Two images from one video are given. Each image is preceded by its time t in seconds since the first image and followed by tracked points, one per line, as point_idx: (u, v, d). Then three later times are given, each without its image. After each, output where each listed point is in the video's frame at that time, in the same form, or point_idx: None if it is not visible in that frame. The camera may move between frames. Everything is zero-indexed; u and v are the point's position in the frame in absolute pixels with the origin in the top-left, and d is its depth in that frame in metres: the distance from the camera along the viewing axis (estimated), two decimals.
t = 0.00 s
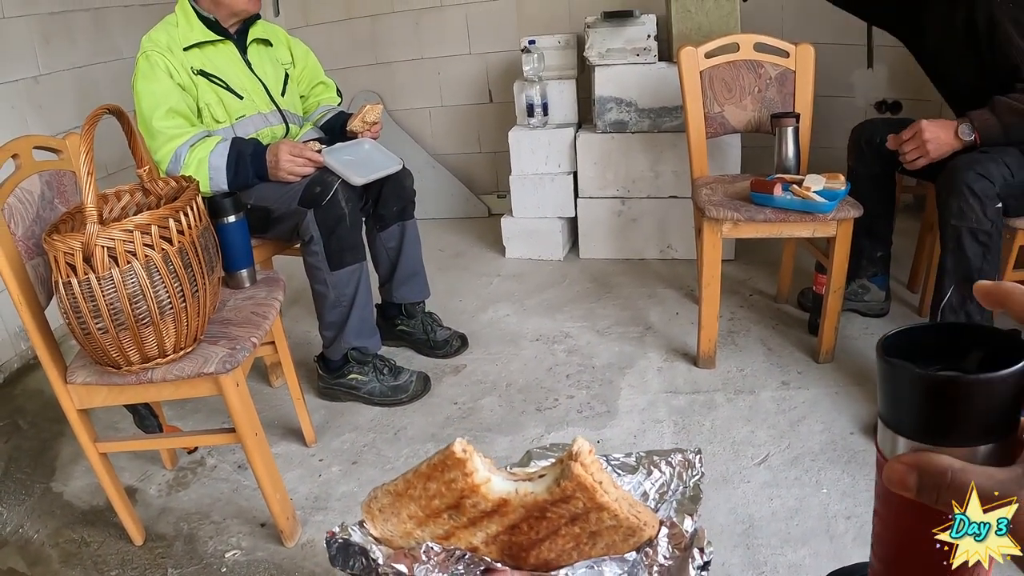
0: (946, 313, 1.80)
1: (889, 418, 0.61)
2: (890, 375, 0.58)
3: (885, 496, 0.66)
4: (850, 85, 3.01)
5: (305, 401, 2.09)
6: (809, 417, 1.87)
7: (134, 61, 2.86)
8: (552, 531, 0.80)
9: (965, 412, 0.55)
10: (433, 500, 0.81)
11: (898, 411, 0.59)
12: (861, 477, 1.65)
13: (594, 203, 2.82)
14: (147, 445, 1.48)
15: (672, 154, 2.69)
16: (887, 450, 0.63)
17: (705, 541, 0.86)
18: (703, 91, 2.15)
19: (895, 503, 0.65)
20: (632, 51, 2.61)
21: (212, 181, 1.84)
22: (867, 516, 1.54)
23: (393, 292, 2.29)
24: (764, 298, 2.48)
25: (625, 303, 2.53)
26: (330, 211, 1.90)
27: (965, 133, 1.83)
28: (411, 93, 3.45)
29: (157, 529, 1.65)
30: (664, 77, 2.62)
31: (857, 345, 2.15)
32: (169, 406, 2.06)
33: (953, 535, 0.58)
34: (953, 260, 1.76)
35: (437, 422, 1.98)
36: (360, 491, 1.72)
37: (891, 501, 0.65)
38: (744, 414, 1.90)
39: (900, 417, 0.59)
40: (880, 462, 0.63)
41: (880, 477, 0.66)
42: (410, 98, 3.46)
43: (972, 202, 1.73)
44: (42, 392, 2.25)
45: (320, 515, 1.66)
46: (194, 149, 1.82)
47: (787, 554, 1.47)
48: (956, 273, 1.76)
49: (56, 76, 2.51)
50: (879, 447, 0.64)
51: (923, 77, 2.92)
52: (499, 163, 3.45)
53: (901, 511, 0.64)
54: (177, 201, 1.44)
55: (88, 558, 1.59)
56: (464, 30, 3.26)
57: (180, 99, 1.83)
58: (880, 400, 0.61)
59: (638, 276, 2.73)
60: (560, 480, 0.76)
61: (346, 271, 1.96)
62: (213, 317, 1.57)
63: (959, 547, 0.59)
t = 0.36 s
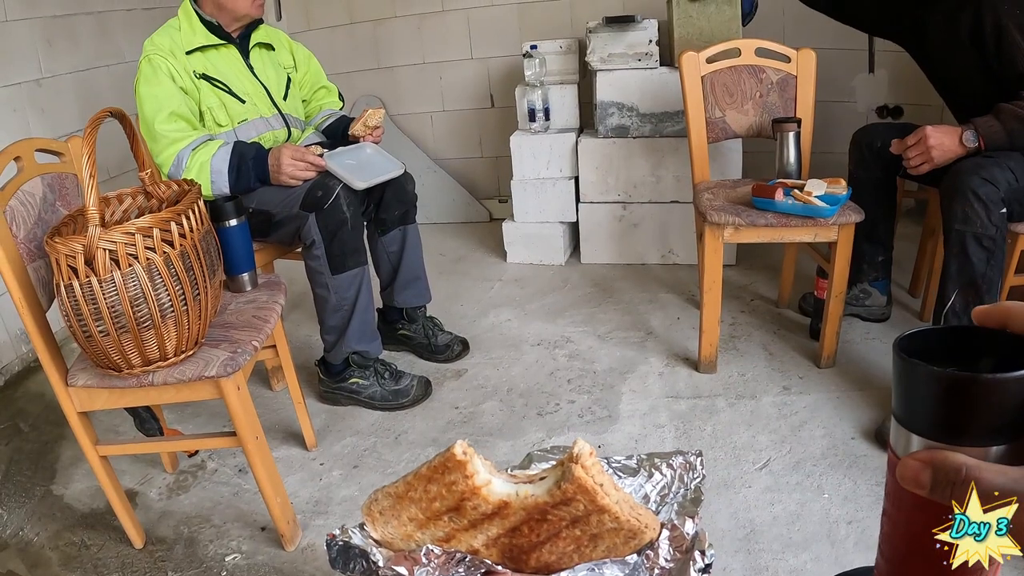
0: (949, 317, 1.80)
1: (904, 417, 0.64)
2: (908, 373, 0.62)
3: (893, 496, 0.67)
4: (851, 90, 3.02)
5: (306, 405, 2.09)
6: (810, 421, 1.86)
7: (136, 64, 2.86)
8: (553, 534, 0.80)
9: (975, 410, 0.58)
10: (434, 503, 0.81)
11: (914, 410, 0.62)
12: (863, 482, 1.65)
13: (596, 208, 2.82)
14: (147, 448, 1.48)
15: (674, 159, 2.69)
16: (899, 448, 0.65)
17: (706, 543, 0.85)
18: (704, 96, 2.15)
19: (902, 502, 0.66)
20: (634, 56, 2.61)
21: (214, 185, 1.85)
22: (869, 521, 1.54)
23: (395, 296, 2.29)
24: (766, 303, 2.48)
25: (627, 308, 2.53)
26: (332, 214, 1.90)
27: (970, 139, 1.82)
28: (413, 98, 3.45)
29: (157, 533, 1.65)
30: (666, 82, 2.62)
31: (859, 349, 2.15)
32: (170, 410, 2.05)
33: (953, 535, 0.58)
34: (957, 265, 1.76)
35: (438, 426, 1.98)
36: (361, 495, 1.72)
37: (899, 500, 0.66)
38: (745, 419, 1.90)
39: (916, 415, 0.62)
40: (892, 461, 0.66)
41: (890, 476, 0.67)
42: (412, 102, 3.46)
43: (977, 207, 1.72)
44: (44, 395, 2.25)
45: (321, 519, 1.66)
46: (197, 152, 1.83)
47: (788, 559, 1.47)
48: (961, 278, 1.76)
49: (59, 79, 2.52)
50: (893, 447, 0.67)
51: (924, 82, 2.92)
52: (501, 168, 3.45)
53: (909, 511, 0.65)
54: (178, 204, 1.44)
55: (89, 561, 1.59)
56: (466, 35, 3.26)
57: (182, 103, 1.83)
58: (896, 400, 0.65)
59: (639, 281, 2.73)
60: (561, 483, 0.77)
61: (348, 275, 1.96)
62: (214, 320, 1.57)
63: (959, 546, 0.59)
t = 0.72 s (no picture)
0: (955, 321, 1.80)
1: (899, 422, 0.64)
2: (902, 376, 0.62)
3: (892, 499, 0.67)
4: (853, 92, 3.02)
5: (307, 407, 2.09)
6: (811, 424, 1.86)
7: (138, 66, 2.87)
8: (552, 535, 0.80)
9: (970, 413, 0.58)
10: (433, 504, 0.81)
11: (909, 414, 0.62)
12: (864, 485, 1.65)
13: (596, 211, 2.82)
14: (148, 450, 1.48)
15: (675, 162, 2.70)
16: (898, 453, 0.65)
17: (705, 545, 0.85)
18: (705, 98, 2.15)
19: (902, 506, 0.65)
20: (635, 58, 2.61)
21: (216, 187, 1.85)
22: (870, 524, 1.54)
23: (396, 298, 2.29)
24: (767, 305, 2.48)
25: (628, 310, 2.53)
26: (333, 217, 1.91)
27: (985, 137, 1.80)
28: (414, 100, 3.46)
29: (158, 534, 1.65)
30: (667, 85, 2.62)
31: (860, 352, 2.15)
32: (171, 411, 2.06)
33: (953, 534, 0.58)
34: (966, 269, 1.77)
35: (439, 428, 1.98)
36: (362, 497, 1.72)
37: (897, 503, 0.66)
38: (747, 421, 1.90)
39: (910, 420, 0.62)
40: (887, 465, 0.66)
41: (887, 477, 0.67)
42: (413, 104, 3.47)
43: (988, 213, 1.72)
44: (45, 396, 2.25)
45: (321, 521, 1.66)
46: (198, 154, 1.83)
47: (789, 562, 1.46)
48: (969, 282, 1.77)
49: (61, 81, 2.52)
50: (888, 451, 0.67)
51: (926, 85, 2.92)
52: (502, 170, 3.46)
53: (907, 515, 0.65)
54: (180, 206, 1.45)
55: (90, 562, 1.59)
56: (467, 37, 3.27)
57: (184, 105, 1.83)
58: (891, 405, 0.65)
59: (640, 283, 2.73)
60: (560, 484, 0.77)
61: (349, 277, 1.96)
62: (216, 322, 1.57)
63: (959, 546, 0.59)
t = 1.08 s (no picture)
0: (959, 324, 1.80)
1: (899, 428, 0.64)
2: (901, 383, 0.62)
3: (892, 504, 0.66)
4: (855, 94, 3.02)
5: (308, 410, 2.09)
6: (812, 427, 1.86)
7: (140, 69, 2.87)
8: (551, 541, 0.80)
9: (969, 419, 0.57)
10: (431, 510, 0.81)
11: (908, 420, 0.62)
12: (865, 488, 1.64)
13: (597, 214, 2.82)
14: (149, 453, 1.48)
15: (676, 165, 2.69)
16: (899, 460, 0.64)
17: (705, 549, 0.85)
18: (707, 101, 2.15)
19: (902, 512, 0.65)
20: (636, 61, 2.61)
21: (217, 190, 1.85)
22: (871, 527, 1.53)
23: (398, 301, 2.29)
24: (768, 308, 2.48)
25: (629, 313, 2.52)
26: (334, 220, 1.90)
27: (982, 139, 1.82)
28: (416, 103, 3.46)
29: (159, 537, 1.65)
30: (669, 88, 2.62)
31: (861, 355, 2.15)
32: (172, 414, 2.06)
33: (952, 534, 0.58)
34: (970, 272, 1.76)
35: (440, 431, 1.97)
36: (362, 500, 1.72)
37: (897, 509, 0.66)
38: (748, 425, 1.89)
39: (910, 426, 0.62)
40: (887, 471, 0.66)
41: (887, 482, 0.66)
42: (415, 107, 3.47)
43: (994, 216, 1.72)
44: (46, 398, 2.25)
45: (322, 524, 1.65)
46: (199, 157, 1.83)
47: (790, 566, 1.46)
48: (973, 286, 1.76)
49: (63, 83, 2.53)
50: (888, 456, 0.67)
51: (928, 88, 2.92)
52: (503, 173, 3.46)
53: (907, 521, 0.64)
54: (181, 209, 1.45)
55: (90, 565, 1.59)
56: (469, 39, 3.27)
57: (186, 108, 1.84)
58: (892, 410, 0.65)
59: (641, 286, 2.73)
60: (558, 489, 0.77)
61: (350, 280, 1.96)
62: (216, 325, 1.57)
63: (959, 546, 0.59)
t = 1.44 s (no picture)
0: (960, 327, 1.80)
1: (901, 434, 0.62)
2: (902, 389, 0.60)
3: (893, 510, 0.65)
4: (856, 97, 3.02)
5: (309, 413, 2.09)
6: (814, 430, 1.86)
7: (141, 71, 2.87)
8: (552, 545, 0.80)
9: (972, 424, 0.56)
10: (433, 515, 0.81)
11: (910, 427, 0.61)
12: (867, 491, 1.64)
13: (598, 216, 2.82)
14: (150, 455, 1.48)
15: (677, 167, 2.70)
16: (899, 466, 0.64)
17: (706, 553, 0.84)
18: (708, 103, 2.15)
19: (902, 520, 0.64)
20: (638, 64, 2.61)
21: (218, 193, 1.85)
22: (872, 531, 1.53)
23: (399, 304, 2.28)
24: (770, 311, 2.47)
25: (630, 316, 2.52)
26: (335, 223, 1.90)
27: (990, 138, 1.82)
28: (417, 106, 3.47)
29: (159, 540, 1.64)
30: (669, 90, 2.62)
31: (863, 358, 2.14)
32: (173, 416, 2.06)
33: (952, 535, 0.58)
34: (972, 274, 1.76)
35: (441, 434, 1.97)
36: (363, 503, 1.72)
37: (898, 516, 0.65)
38: (750, 428, 1.89)
39: (912, 433, 0.61)
40: (889, 477, 0.65)
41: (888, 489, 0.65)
42: (416, 110, 3.48)
43: (996, 219, 1.72)
44: (47, 400, 2.25)
45: (323, 527, 1.65)
46: (200, 159, 1.83)
47: (792, 569, 1.46)
48: (975, 288, 1.76)
49: (64, 84, 2.53)
50: (890, 461, 0.65)
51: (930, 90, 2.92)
52: (504, 175, 3.46)
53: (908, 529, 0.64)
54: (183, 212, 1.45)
55: (91, 567, 1.59)
56: (470, 42, 3.27)
57: (187, 110, 1.84)
58: (893, 415, 0.63)
59: (642, 289, 2.73)
60: (559, 493, 0.77)
61: (350, 283, 1.95)
62: (218, 328, 1.57)
63: (959, 546, 0.58)
